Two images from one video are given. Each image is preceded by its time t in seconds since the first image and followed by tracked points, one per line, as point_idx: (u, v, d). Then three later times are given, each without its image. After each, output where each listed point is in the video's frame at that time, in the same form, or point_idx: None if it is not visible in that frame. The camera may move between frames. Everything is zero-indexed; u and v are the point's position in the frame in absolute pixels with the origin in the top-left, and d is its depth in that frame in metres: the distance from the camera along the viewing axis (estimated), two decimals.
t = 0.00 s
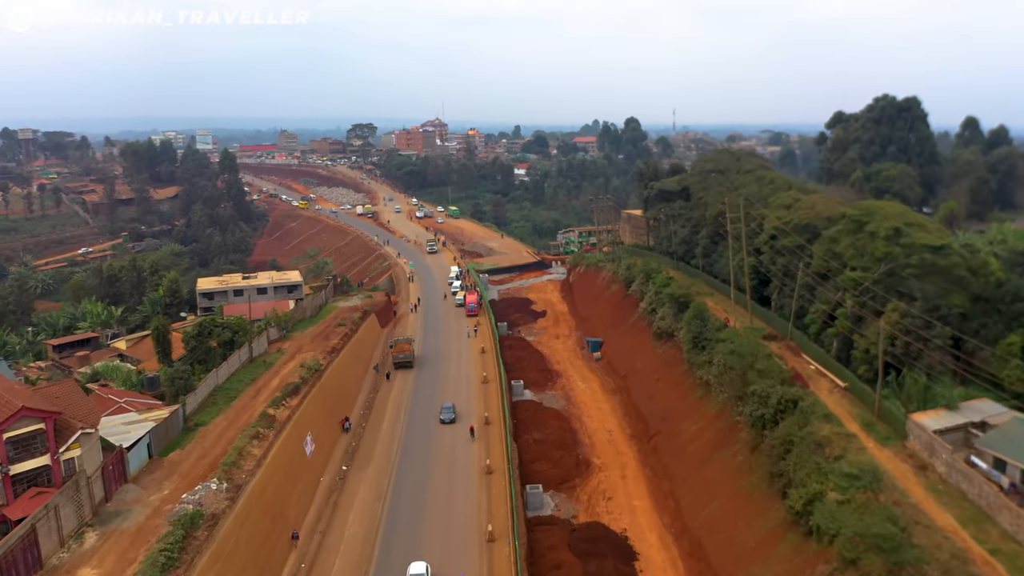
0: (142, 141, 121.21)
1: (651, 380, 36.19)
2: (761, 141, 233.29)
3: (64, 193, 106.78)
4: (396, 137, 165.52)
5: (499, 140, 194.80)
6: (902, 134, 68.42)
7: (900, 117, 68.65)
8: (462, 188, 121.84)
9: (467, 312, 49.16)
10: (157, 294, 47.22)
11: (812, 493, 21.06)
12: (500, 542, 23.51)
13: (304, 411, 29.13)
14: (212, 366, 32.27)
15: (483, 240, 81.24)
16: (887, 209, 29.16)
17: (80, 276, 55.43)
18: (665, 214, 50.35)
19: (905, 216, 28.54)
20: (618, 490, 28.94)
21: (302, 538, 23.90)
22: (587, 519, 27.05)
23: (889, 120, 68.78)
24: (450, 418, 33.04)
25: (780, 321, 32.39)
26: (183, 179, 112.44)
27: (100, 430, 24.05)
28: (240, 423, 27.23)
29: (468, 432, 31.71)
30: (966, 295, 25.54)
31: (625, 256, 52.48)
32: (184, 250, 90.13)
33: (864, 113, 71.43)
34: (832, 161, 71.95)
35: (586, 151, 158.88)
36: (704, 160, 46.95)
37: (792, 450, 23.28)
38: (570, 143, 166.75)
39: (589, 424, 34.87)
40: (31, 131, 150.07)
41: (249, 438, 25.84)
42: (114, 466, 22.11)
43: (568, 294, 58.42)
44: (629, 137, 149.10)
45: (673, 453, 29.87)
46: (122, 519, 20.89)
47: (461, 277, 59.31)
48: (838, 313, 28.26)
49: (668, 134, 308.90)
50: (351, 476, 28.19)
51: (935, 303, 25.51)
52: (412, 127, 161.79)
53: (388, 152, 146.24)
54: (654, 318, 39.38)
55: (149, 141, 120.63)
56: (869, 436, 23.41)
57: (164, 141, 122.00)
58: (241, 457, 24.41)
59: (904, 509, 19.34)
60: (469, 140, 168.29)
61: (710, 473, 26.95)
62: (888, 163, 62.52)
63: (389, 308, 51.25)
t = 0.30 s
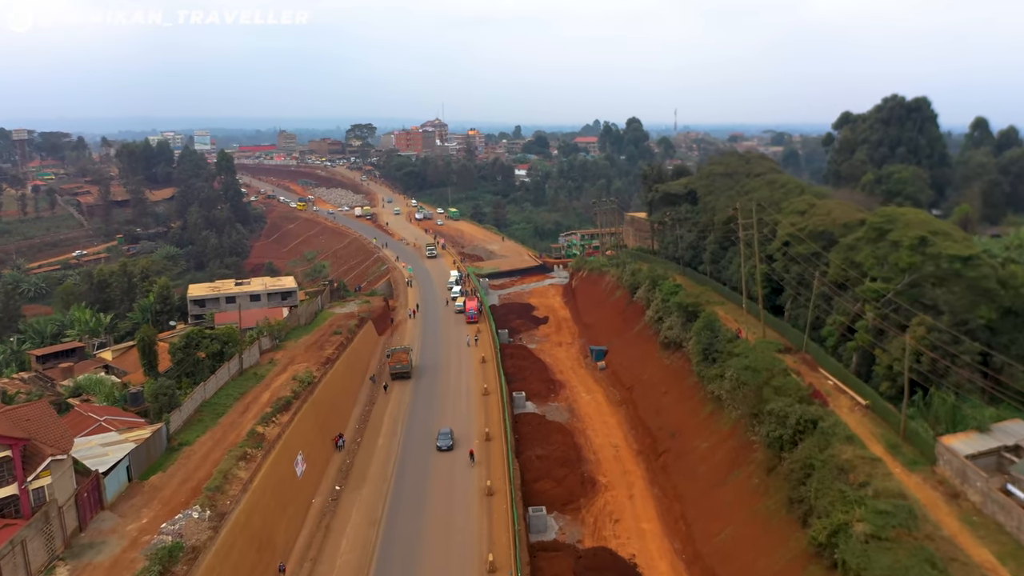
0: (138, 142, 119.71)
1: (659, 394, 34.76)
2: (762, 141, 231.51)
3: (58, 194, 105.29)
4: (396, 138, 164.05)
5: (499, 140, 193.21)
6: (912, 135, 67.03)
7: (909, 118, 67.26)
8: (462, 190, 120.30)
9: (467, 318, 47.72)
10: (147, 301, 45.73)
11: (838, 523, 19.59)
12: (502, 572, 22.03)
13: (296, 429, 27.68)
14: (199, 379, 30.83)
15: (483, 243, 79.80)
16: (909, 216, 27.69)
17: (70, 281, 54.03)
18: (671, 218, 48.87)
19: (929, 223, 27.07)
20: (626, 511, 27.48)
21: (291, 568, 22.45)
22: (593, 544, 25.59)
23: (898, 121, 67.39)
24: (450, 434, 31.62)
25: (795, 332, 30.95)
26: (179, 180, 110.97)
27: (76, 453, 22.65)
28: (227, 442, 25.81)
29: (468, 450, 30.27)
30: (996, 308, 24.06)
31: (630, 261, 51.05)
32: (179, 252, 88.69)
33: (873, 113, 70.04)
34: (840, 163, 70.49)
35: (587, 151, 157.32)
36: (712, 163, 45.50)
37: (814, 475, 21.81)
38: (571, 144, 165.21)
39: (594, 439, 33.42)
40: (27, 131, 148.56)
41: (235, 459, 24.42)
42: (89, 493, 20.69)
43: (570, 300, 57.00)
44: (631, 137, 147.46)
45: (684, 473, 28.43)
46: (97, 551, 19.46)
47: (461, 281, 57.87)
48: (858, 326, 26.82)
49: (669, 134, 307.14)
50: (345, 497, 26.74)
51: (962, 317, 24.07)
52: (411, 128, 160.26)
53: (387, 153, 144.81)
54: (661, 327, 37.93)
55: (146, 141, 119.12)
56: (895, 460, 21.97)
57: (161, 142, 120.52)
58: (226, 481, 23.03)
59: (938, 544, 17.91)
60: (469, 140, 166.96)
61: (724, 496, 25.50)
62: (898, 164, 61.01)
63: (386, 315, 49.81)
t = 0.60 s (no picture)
0: (134, 142, 118.21)
1: (666, 407, 33.31)
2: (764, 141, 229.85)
3: (52, 195, 103.71)
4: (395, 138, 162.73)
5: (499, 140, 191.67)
6: (922, 135, 65.64)
7: (919, 118, 65.90)
8: (462, 190, 118.79)
9: (467, 325, 46.23)
10: (135, 307, 44.22)
11: (867, 557, 18.12)
12: None
13: (285, 447, 26.24)
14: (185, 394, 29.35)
15: (483, 245, 78.31)
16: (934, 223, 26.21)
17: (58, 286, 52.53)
18: (677, 222, 47.41)
19: (955, 231, 25.59)
20: (635, 534, 26.01)
21: None
22: (600, 570, 24.14)
23: (908, 121, 66.00)
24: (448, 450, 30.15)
25: (811, 344, 29.51)
26: (176, 181, 109.49)
27: (49, 478, 21.21)
28: (211, 463, 24.37)
29: (468, 468, 28.81)
30: None
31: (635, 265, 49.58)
32: (175, 255, 87.15)
33: (881, 113, 68.67)
34: (847, 164, 69.02)
35: (589, 152, 155.80)
36: (720, 165, 44.05)
37: (839, 501, 20.33)
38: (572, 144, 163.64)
39: (599, 455, 31.97)
40: (23, 132, 146.95)
41: (219, 483, 22.94)
42: (60, 523, 19.22)
43: (573, 305, 55.55)
44: (632, 137, 145.73)
45: (695, 493, 26.99)
46: None
47: (460, 286, 56.40)
48: (880, 339, 25.39)
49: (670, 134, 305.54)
50: (337, 520, 25.28)
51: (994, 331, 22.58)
52: (411, 128, 158.82)
53: (387, 153, 143.37)
54: (669, 336, 36.48)
55: (141, 141, 117.58)
56: (925, 486, 20.53)
57: (157, 142, 119.01)
58: (208, 507, 21.59)
59: None
60: (469, 141, 165.36)
61: (739, 519, 24.04)
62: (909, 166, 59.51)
63: (383, 321, 48.32)
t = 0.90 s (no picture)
0: (130, 143, 116.72)
1: (675, 421, 31.87)
2: (766, 141, 228.23)
3: (46, 197, 102.21)
4: (393, 139, 161.42)
5: (500, 141, 190.12)
6: (931, 136, 64.33)
7: (928, 118, 64.58)
8: (461, 192, 117.37)
9: (467, 333, 44.78)
10: (124, 314, 42.75)
11: None
12: None
13: (273, 468, 24.78)
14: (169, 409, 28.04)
15: (483, 248, 76.87)
16: (962, 230, 24.76)
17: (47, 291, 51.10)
18: (682, 226, 45.97)
19: (985, 239, 24.13)
20: (644, 558, 24.59)
21: None
22: None
23: (917, 122, 64.67)
24: (447, 468, 28.69)
25: (828, 357, 28.09)
26: (171, 183, 108.04)
27: (18, 505, 19.77)
28: (193, 487, 22.93)
29: (467, 487, 27.37)
30: None
31: (639, 270, 48.16)
32: (169, 257, 85.66)
33: (890, 113, 67.33)
34: (855, 165, 67.53)
35: (590, 152, 154.34)
36: (728, 168, 42.65)
37: (867, 531, 18.87)
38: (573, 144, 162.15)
39: (605, 471, 30.52)
40: (19, 133, 145.49)
41: (201, 509, 21.46)
42: (27, 556, 17.69)
43: (575, 310, 54.12)
44: (634, 138, 143.98)
45: (708, 515, 25.54)
46: None
47: (460, 291, 55.01)
48: (904, 353, 23.95)
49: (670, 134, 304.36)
50: (328, 545, 23.82)
51: None
52: (410, 128, 157.35)
53: (386, 153, 141.93)
54: (677, 346, 35.04)
55: (137, 142, 116.12)
56: (960, 515, 19.05)
57: (153, 143, 117.54)
58: (189, 537, 20.13)
59: None
60: (468, 141, 163.90)
61: (757, 546, 22.57)
62: (920, 167, 58.01)
63: (381, 328, 46.87)
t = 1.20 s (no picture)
0: (126, 144, 115.21)
1: (684, 437, 30.39)
2: (767, 142, 226.63)
3: (40, 199, 100.70)
4: (393, 140, 159.94)
5: (500, 141, 188.60)
6: (942, 137, 62.93)
7: (939, 119, 63.17)
8: (461, 193, 115.93)
9: (466, 340, 43.31)
10: (112, 322, 41.27)
11: None
12: None
13: (260, 492, 23.30)
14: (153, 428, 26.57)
15: (483, 251, 75.36)
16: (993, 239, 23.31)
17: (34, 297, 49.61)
18: (689, 230, 44.51)
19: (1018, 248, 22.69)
20: None
21: None
22: None
23: (927, 122, 63.25)
24: (445, 488, 27.21)
25: (847, 371, 26.63)
26: (167, 184, 106.56)
27: None
28: (174, 513, 21.47)
29: (466, 509, 25.90)
30: None
31: (644, 276, 46.70)
32: (164, 260, 84.15)
33: (899, 113, 65.89)
34: (864, 166, 66.01)
35: (591, 153, 152.85)
36: (737, 170, 41.22)
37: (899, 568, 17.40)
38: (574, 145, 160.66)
39: (611, 490, 29.02)
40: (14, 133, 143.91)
41: (181, 540, 19.97)
42: None
43: (578, 316, 52.65)
44: (636, 138, 142.29)
45: (722, 540, 24.05)
46: None
47: (459, 296, 53.54)
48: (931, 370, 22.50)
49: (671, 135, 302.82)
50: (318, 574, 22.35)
51: None
52: (410, 129, 155.85)
53: (385, 154, 140.45)
54: (686, 357, 33.57)
55: (133, 142, 114.64)
56: (999, 550, 17.59)
57: (149, 143, 116.07)
58: (166, 571, 18.64)
59: None
60: (468, 141, 162.33)
61: None
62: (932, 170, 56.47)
63: (377, 335, 45.38)
